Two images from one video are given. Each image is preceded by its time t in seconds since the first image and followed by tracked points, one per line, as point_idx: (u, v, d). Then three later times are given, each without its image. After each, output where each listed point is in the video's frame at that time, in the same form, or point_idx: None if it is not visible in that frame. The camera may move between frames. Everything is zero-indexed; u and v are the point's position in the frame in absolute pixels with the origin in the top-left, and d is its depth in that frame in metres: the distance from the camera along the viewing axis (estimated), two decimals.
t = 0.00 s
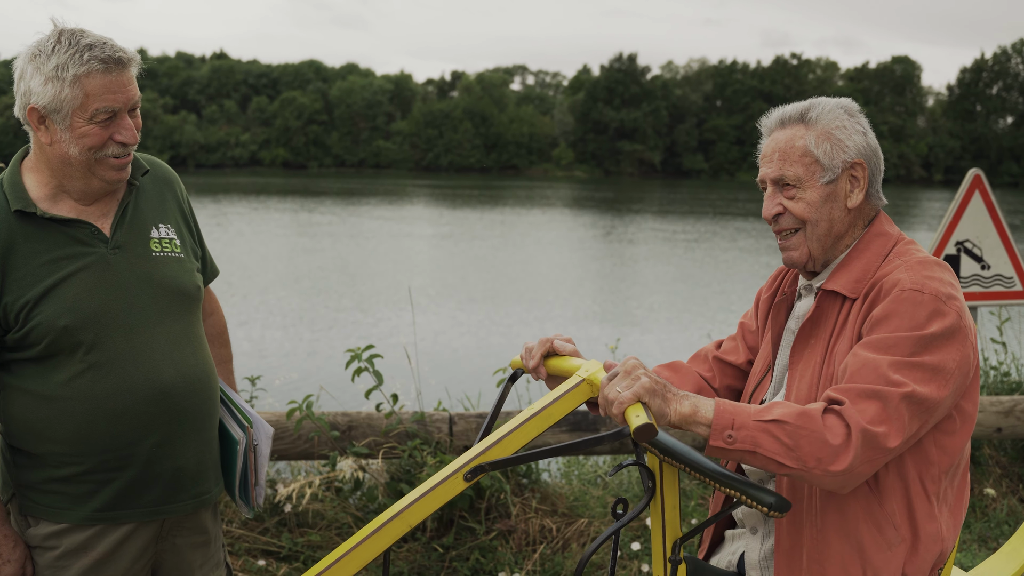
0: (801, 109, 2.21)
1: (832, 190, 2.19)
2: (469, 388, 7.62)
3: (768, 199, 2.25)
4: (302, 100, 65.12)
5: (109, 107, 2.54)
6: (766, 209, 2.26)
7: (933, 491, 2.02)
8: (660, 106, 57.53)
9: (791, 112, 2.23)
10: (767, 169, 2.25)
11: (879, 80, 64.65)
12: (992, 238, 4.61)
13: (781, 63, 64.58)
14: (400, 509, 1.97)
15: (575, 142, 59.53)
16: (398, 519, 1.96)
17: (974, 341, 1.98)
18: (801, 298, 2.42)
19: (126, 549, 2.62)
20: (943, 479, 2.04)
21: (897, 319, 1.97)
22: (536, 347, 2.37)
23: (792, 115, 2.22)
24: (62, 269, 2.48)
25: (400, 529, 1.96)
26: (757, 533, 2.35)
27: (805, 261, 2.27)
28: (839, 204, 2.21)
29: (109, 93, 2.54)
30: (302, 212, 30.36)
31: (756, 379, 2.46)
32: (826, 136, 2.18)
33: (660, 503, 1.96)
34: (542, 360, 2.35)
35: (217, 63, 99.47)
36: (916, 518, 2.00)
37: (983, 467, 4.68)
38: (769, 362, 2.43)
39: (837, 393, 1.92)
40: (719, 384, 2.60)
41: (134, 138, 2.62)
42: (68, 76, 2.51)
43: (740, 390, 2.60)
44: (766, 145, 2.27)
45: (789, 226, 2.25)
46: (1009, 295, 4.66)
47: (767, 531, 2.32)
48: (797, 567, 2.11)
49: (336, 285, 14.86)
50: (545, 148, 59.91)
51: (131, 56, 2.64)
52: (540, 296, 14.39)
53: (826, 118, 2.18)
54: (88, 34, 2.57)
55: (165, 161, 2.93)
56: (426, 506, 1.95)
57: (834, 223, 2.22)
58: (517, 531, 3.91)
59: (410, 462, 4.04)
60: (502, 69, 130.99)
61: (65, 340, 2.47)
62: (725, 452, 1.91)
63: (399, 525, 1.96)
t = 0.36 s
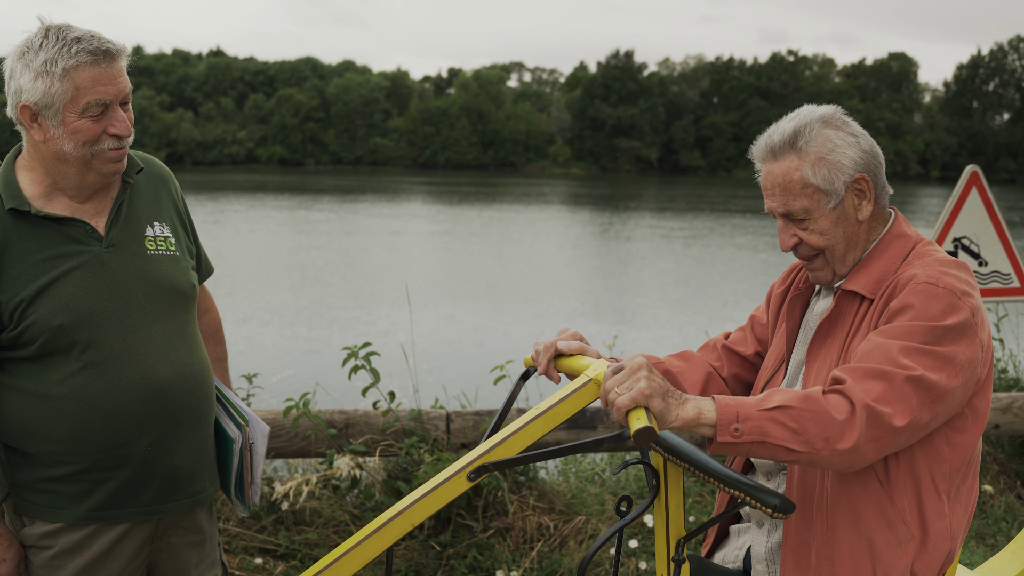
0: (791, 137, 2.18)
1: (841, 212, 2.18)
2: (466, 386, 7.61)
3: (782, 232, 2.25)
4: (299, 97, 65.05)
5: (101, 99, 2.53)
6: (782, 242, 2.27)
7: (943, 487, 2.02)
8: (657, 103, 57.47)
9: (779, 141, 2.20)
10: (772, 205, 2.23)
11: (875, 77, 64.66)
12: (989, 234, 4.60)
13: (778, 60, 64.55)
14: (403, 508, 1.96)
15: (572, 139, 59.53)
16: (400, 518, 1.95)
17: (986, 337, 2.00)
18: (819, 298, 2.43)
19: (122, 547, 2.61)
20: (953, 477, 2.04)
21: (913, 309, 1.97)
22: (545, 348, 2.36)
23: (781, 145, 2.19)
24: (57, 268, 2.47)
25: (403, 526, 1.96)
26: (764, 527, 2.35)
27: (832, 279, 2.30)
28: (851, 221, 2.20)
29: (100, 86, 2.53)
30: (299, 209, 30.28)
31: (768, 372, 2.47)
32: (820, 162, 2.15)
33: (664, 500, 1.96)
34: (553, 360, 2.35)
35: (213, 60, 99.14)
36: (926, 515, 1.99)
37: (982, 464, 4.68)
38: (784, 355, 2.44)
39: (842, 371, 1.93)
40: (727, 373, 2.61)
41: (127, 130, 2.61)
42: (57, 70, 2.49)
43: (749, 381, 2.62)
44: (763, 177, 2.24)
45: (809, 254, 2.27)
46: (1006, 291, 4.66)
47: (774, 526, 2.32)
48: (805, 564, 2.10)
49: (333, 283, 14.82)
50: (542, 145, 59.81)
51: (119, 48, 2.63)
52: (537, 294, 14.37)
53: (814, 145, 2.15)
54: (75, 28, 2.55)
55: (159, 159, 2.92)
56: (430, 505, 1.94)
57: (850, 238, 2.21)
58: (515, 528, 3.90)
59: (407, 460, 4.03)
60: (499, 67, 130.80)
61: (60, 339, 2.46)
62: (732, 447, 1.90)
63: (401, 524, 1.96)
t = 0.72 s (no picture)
0: (799, 125, 2.19)
1: (849, 201, 2.18)
2: (466, 382, 7.60)
3: (791, 221, 2.25)
4: (297, 94, 64.93)
5: (96, 94, 2.52)
6: (790, 231, 2.26)
7: (938, 477, 2.02)
8: (656, 99, 57.41)
9: (788, 130, 2.21)
10: (781, 194, 2.23)
11: (874, 74, 64.66)
12: (989, 231, 4.60)
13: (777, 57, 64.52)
14: (398, 504, 1.95)
15: (570, 135, 59.46)
16: (396, 514, 1.94)
17: (985, 328, 2.00)
18: (825, 291, 2.43)
19: (121, 544, 2.60)
20: (949, 468, 2.04)
21: (915, 289, 1.98)
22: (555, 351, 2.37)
23: (789, 134, 2.20)
24: (55, 264, 2.46)
25: (399, 520, 1.95)
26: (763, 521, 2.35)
27: (837, 270, 2.29)
28: (859, 209, 2.20)
29: (95, 82, 2.52)
30: (298, 206, 30.25)
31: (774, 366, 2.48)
32: (829, 150, 2.15)
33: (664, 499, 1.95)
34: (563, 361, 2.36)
35: (211, 57, 98.95)
36: (920, 504, 1.99)
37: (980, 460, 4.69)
38: (790, 348, 2.44)
39: (840, 338, 1.94)
40: (733, 368, 2.63)
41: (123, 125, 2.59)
42: (52, 66, 2.48)
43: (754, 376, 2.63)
44: (773, 166, 2.25)
45: (816, 243, 2.26)
46: (1005, 288, 4.65)
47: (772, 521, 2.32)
48: (800, 551, 2.11)
49: (331, 280, 14.80)
50: (541, 141, 59.75)
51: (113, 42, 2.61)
52: (536, 290, 14.36)
53: (823, 133, 2.15)
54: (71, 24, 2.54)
55: (157, 155, 2.91)
56: (426, 500, 1.94)
57: (859, 228, 2.21)
58: (513, 524, 3.89)
59: (406, 456, 4.03)
60: (498, 64, 130.76)
61: (58, 336, 2.45)
62: (736, 419, 1.85)
63: (397, 519, 1.95)
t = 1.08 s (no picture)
0: (807, 114, 2.19)
1: (854, 191, 2.18)
2: (465, 375, 7.60)
3: (796, 209, 2.25)
4: (296, 87, 64.71)
5: (93, 90, 2.50)
6: (795, 219, 2.26)
7: (939, 475, 2.02)
8: (654, 93, 57.32)
9: (797, 118, 2.21)
10: (787, 183, 2.23)
11: (873, 67, 64.60)
12: (987, 223, 4.60)
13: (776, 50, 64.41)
14: (399, 498, 1.95)
15: (569, 129, 59.34)
16: (396, 508, 1.94)
17: (990, 328, 1.99)
18: (828, 280, 2.42)
19: (118, 539, 2.60)
20: (949, 466, 2.04)
21: (921, 294, 1.97)
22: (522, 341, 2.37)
23: (798, 122, 2.20)
24: (52, 259, 2.45)
25: (399, 516, 1.95)
26: (759, 514, 2.35)
27: (840, 260, 2.29)
28: (864, 199, 2.19)
29: (93, 77, 2.50)
30: (296, 200, 30.19)
31: (772, 354, 2.46)
32: (835, 139, 2.15)
33: (659, 489, 1.95)
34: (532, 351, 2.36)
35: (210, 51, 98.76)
36: (920, 502, 1.99)
37: (979, 453, 4.69)
38: (788, 336, 2.43)
39: (847, 355, 1.93)
40: (721, 343, 2.63)
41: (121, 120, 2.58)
42: (49, 60, 2.47)
43: (740, 351, 2.64)
44: (779, 154, 2.25)
45: (821, 233, 2.25)
46: (1004, 281, 4.64)
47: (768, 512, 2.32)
48: (798, 544, 2.11)
49: (330, 274, 14.78)
50: (540, 135, 59.66)
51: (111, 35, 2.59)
52: (535, 284, 14.34)
53: (831, 122, 2.15)
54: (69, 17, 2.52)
55: (155, 148, 2.89)
56: (426, 494, 1.94)
57: (864, 219, 2.21)
58: (512, 518, 3.89)
59: (404, 450, 4.02)
60: (498, 58, 130.50)
61: (55, 331, 2.44)
62: (725, 424, 1.90)
63: (398, 514, 1.95)
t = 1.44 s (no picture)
0: (800, 114, 2.18)
1: (847, 190, 2.17)
2: (462, 373, 7.60)
3: (788, 208, 2.24)
4: (293, 84, 64.58)
5: (87, 103, 2.48)
6: (787, 218, 2.25)
7: (931, 471, 2.02)
8: (652, 90, 57.30)
9: (789, 118, 2.20)
10: (779, 181, 2.22)
11: (870, 64, 64.64)
12: (984, 221, 4.60)
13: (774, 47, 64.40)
14: (393, 491, 1.95)
15: (567, 126, 59.30)
16: (391, 501, 1.95)
17: (980, 323, 1.99)
18: (818, 278, 2.42)
19: (115, 536, 2.59)
20: (941, 461, 2.04)
21: (912, 288, 1.97)
22: (520, 343, 2.37)
23: (791, 122, 2.19)
24: (49, 256, 2.44)
25: (394, 508, 1.95)
26: (754, 510, 2.34)
27: (832, 259, 2.28)
28: (857, 198, 2.19)
29: (88, 90, 2.47)
30: (293, 197, 30.13)
31: (764, 351, 2.45)
32: (829, 139, 2.15)
33: (650, 483, 1.95)
34: (528, 350, 2.36)
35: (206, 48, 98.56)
36: (915, 497, 1.99)
37: (976, 451, 4.70)
38: (780, 334, 2.44)
39: (835, 347, 1.94)
40: (711, 344, 2.64)
41: (115, 132, 2.55)
42: (44, 70, 2.44)
43: (730, 353, 2.64)
44: (772, 153, 2.24)
45: (812, 233, 2.25)
46: (1000, 278, 4.65)
47: (764, 508, 2.31)
48: (795, 542, 2.10)
49: (327, 271, 14.75)
50: (537, 132, 59.61)
51: (110, 48, 2.54)
52: (532, 281, 14.33)
53: (825, 121, 2.15)
54: (69, 27, 2.49)
55: (152, 145, 2.88)
56: (420, 487, 1.94)
57: (855, 218, 2.20)
58: (509, 515, 3.88)
59: (402, 446, 4.02)
60: (495, 55, 130.32)
61: (52, 329, 2.43)
62: (713, 416, 1.90)
63: (392, 507, 1.95)
